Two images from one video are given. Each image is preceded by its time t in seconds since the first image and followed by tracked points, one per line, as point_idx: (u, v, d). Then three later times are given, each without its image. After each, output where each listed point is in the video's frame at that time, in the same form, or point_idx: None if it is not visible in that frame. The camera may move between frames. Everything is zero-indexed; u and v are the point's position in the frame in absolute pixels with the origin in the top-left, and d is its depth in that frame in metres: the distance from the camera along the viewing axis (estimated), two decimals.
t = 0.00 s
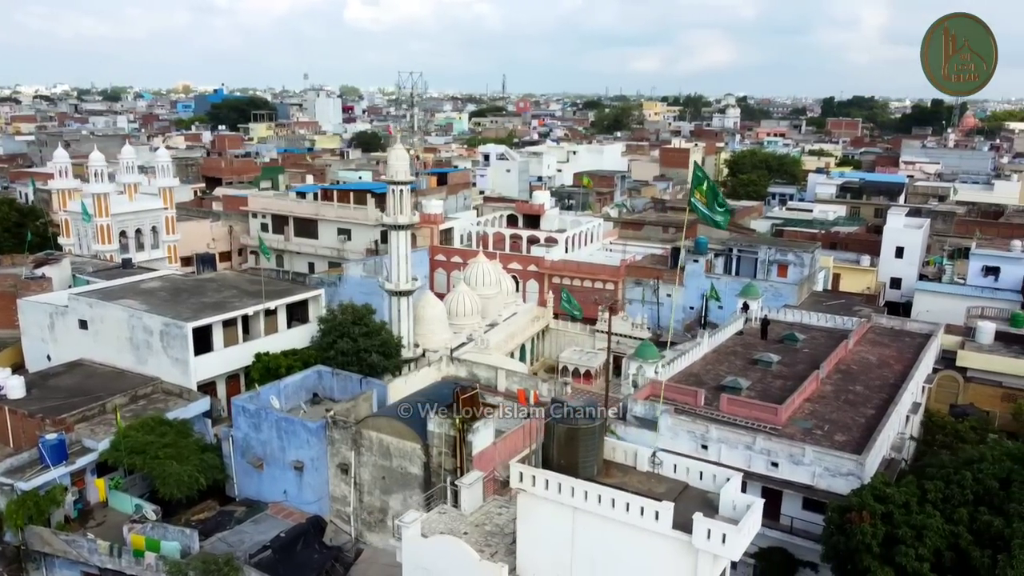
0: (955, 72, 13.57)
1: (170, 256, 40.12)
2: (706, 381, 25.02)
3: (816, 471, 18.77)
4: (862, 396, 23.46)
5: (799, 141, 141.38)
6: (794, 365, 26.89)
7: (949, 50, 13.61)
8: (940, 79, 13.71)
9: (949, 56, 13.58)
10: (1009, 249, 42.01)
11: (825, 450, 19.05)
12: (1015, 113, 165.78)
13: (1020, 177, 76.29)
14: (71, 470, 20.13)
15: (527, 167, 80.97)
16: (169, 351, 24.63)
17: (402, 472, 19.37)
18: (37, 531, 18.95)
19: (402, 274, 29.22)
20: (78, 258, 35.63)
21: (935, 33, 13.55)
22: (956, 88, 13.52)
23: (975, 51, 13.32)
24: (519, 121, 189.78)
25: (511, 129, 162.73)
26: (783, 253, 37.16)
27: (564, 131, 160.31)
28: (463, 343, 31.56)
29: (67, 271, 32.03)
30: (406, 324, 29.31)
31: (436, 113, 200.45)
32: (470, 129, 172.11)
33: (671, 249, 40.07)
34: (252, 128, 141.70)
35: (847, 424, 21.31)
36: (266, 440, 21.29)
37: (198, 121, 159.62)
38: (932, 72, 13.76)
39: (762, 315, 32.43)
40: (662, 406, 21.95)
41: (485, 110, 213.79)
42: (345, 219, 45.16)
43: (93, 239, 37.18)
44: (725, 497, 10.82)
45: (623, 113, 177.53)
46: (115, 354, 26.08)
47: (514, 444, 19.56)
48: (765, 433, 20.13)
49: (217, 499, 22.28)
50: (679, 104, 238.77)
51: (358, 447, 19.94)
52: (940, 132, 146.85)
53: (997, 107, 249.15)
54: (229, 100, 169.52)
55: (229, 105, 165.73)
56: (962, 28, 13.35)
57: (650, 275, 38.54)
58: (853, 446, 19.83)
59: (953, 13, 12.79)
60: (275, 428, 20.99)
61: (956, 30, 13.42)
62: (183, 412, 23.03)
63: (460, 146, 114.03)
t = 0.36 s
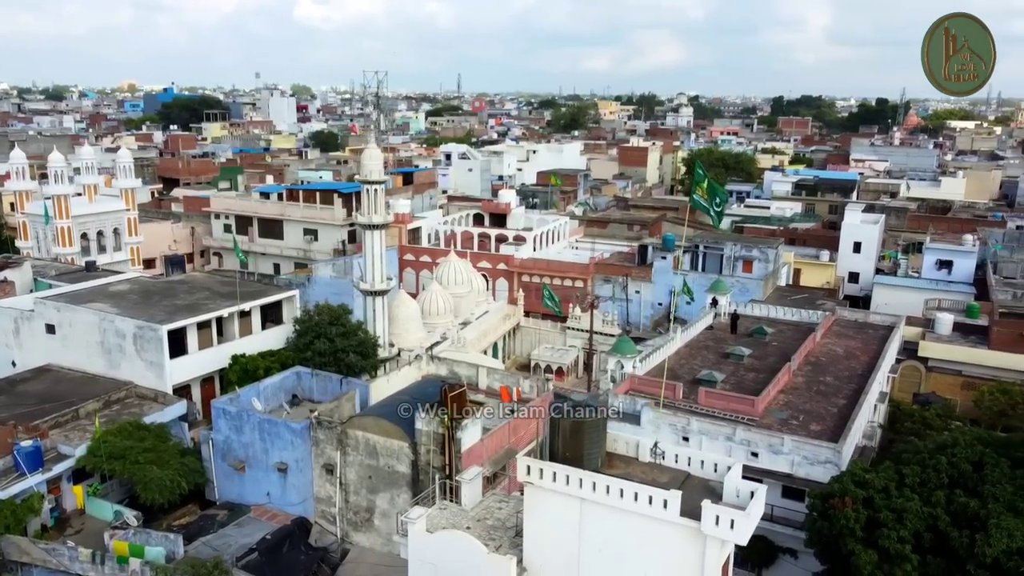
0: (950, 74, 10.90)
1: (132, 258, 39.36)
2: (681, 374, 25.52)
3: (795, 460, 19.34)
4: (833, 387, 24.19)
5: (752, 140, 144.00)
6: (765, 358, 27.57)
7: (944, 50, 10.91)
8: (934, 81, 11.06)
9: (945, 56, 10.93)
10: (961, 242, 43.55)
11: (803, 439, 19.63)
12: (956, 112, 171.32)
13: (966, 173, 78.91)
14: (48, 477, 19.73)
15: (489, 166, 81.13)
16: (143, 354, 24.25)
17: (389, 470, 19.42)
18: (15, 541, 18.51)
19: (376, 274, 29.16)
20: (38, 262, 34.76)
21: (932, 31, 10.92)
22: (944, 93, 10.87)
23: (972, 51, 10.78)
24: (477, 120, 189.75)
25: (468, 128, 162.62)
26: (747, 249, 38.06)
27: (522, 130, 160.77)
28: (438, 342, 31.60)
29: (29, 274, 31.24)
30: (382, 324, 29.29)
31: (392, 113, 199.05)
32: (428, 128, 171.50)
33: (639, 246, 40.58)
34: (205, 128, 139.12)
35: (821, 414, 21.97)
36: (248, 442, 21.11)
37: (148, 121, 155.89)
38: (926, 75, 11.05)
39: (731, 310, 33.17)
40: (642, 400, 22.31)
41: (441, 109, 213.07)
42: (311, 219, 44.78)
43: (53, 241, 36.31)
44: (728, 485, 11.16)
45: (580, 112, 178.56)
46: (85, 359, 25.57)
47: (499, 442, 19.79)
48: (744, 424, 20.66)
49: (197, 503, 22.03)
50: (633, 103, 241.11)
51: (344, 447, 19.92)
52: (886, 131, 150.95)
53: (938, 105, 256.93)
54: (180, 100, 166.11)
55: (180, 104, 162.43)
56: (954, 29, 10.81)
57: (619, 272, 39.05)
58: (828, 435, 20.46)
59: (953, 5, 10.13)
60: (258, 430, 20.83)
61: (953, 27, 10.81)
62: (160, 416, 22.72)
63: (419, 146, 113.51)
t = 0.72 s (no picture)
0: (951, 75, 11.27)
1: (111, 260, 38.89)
2: (671, 369, 25.93)
3: (789, 452, 19.78)
4: (819, 380, 24.78)
5: (722, 139, 145.66)
6: (751, 352, 28.10)
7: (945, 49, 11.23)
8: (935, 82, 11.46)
9: (945, 56, 11.23)
10: (933, 239, 44.67)
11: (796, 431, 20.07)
12: (918, 111, 175.18)
13: (931, 171, 80.73)
14: (41, 482, 19.46)
15: (465, 165, 81.17)
16: (133, 356, 24.03)
17: (390, 469, 19.47)
18: (10, 547, 18.24)
19: (366, 273, 29.17)
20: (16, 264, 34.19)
21: (933, 31, 11.21)
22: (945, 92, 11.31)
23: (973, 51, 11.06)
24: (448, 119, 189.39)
25: (440, 128, 162.26)
26: (729, 246, 38.68)
27: (494, 129, 160.80)
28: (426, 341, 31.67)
29: (8, 277, 30.74)
30: (371, 324, 29.27)
31: (362, 112, 197.90)
32: (399, 127, 170.80)
33: (620, 244, 40.99)
34: (173, 128, 137.10)
35: (810, 407, 22.48)
36: (244, 443, 21.02)
37: (113, 121, 153.28)
38: (928, 74, 11.40)
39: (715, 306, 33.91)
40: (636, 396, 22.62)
41: (412, 109, 212.34)
42: (292, 219, 44.56)
43: (30, 243, 35.73)
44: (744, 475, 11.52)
45: (551, 111, 179.11)
46: (71, 362, 25.24)
47: (497, 440, 20.05)
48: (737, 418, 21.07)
49: (192, 505, 21.92)
50: (603, 102, 242.52)
51: (343, 446, 19.94)
52: (851, 130, 153.71)
53: (901, 105, 262.22)
54: (146, 99, 163.48)
55: (147, 104, 159.85)
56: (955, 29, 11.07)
57: (602, 270, 39.40)
58: (819, 427, 20.97)
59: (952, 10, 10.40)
60: (255, 431, 20.74)
61: (953, 27, 11.07)
62: (153, 418, 22.56)
63: (392, 146, 113.08)
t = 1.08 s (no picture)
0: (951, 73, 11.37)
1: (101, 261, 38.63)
2: (671, 366, 26.25)
3: (792, 445, 20.12)
4: (817, 375, 25.19)
5: (703, 138, 146.60)
6: (747, 348, 28.49)
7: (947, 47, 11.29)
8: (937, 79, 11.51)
9: (946, 56, 11.31)
10: (917, 236, 45.45)
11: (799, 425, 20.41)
12: (894, 110, 177.37)
13: (911, 169, 81.91)
14: (48, 483, 19.36)
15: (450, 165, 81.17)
16: (134, 357, 23.91)
17: (399, 466, 19.57)
18: (18, 549, 18.15)
19: (365, 273, 29.19)
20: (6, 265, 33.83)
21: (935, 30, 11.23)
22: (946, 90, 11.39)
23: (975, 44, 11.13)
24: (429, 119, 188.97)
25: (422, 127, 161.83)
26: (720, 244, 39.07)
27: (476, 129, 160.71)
28: (423, 340, 31.79)
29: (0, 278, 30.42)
30: (370, 323, 29.31)
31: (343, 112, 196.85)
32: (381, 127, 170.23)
33: (612, 243, 41.19)
34: (152, 128, 135.63)
35: (810, 401, 22.86)
36: (251, 443, 21.02)
37: (90, 120, 151.32)
38: (929, 74, 11.46)
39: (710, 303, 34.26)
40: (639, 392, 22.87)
41: (393, 108, 211.62)
42: (283, 219, 44.43)
43: (21, 244, 35.36)
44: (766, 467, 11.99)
45: (532, 111, 179.28)
46: (69, 364, 25.06)
47: (504, 437, 20.29)
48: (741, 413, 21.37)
49: (198, 506, 21.90)
50: (583, 101, 242.93)
51: (352, 445, 20.00)
52: (829, 129, 155.39)
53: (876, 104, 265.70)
54: (124, 99, 161.55)
55: (125, 103, 157.97)
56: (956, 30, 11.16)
57: (596, 268, 39.57)
58: (820, 421, 21.34)
59: (953, 14, 10.43)
60: (262, 430, 20.75)
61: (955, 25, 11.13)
62: (157, 419, 22.49)
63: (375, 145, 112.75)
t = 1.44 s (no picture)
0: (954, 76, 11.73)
1: (95, 261, 38.39)
2: (673, 362, 26.57)
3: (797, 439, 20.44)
4: (817, 370, 25.60)
5: (686, 137, 147.32)
6: (746, 343, 28.85)
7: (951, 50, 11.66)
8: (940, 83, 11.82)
9: (946, 56, 11.67)
10: (905, 233, 46.12)
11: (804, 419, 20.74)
12: (873, 109, 179.23)
13: (894, 167, 82.96)
14: (58, 484, 19.31)
15: (439, 165, 81.17)
16: (138, 358, 23.84)
17: (412, 463, 19.68)
18: (29, 551, 18.09)
19: (365, 272, 29.19)
20: None
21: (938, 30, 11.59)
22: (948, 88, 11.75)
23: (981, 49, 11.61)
24: (413, 119, 188.58)
25: (406, 127, 161.43)
26: (714, 242, 39.26)
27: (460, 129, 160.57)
28: (424, 339, 31.89)
29: None
30: (372, 322, 29.37)
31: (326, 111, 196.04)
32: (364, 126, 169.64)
33: (607, 241, 41.78)
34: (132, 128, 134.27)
35: (813, 396, 23.23)
36: (260, 442, 21.05)
37: (71, 120, 149.58)
38: (930, 74, 11.78)
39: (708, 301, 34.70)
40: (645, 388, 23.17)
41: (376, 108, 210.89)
42: (278, 219, 44.35)
43: (14, 245, 35.04)
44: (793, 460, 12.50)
45: (516, 111, 179.35)
46: (71, 365, 24.92)
47: (514, 434, 20.58)
48: (746, 407, 21.69)
49: (208, 506, 21.92)
50: (566, 101, 243.65)
51: (362, 443, 20.07)
52: (811, 128, 156.77)
53: (855, 103, 268.22)
54: (104, 98, 159.76)
55: (106, 102, 156.37)
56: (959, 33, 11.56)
57: (592, 267, 39.84)
58: (824, 415, 21.70)
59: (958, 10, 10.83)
60: (272, 430, 20.79)
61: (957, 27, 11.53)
62: (164, 419, 22.46)
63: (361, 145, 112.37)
